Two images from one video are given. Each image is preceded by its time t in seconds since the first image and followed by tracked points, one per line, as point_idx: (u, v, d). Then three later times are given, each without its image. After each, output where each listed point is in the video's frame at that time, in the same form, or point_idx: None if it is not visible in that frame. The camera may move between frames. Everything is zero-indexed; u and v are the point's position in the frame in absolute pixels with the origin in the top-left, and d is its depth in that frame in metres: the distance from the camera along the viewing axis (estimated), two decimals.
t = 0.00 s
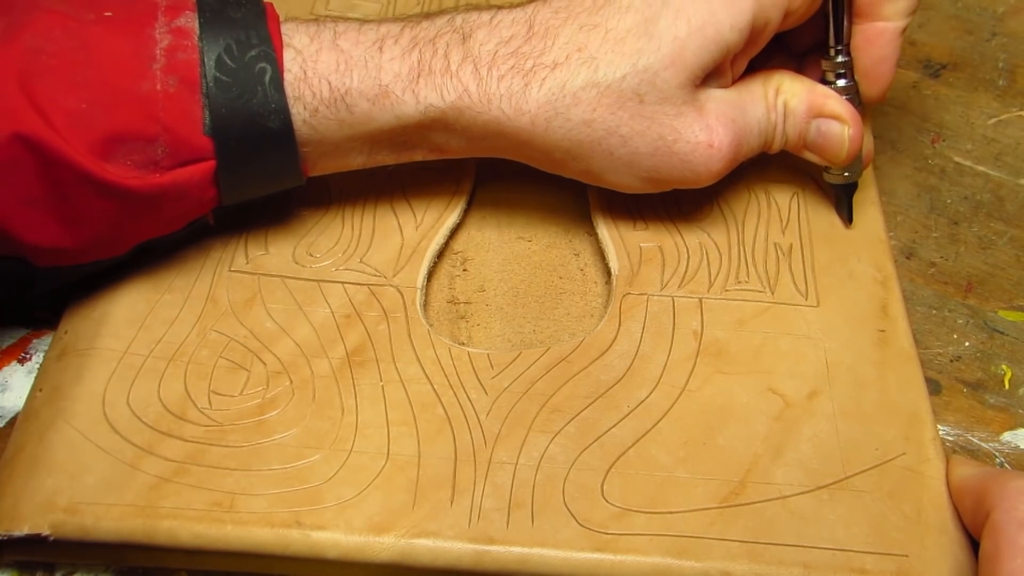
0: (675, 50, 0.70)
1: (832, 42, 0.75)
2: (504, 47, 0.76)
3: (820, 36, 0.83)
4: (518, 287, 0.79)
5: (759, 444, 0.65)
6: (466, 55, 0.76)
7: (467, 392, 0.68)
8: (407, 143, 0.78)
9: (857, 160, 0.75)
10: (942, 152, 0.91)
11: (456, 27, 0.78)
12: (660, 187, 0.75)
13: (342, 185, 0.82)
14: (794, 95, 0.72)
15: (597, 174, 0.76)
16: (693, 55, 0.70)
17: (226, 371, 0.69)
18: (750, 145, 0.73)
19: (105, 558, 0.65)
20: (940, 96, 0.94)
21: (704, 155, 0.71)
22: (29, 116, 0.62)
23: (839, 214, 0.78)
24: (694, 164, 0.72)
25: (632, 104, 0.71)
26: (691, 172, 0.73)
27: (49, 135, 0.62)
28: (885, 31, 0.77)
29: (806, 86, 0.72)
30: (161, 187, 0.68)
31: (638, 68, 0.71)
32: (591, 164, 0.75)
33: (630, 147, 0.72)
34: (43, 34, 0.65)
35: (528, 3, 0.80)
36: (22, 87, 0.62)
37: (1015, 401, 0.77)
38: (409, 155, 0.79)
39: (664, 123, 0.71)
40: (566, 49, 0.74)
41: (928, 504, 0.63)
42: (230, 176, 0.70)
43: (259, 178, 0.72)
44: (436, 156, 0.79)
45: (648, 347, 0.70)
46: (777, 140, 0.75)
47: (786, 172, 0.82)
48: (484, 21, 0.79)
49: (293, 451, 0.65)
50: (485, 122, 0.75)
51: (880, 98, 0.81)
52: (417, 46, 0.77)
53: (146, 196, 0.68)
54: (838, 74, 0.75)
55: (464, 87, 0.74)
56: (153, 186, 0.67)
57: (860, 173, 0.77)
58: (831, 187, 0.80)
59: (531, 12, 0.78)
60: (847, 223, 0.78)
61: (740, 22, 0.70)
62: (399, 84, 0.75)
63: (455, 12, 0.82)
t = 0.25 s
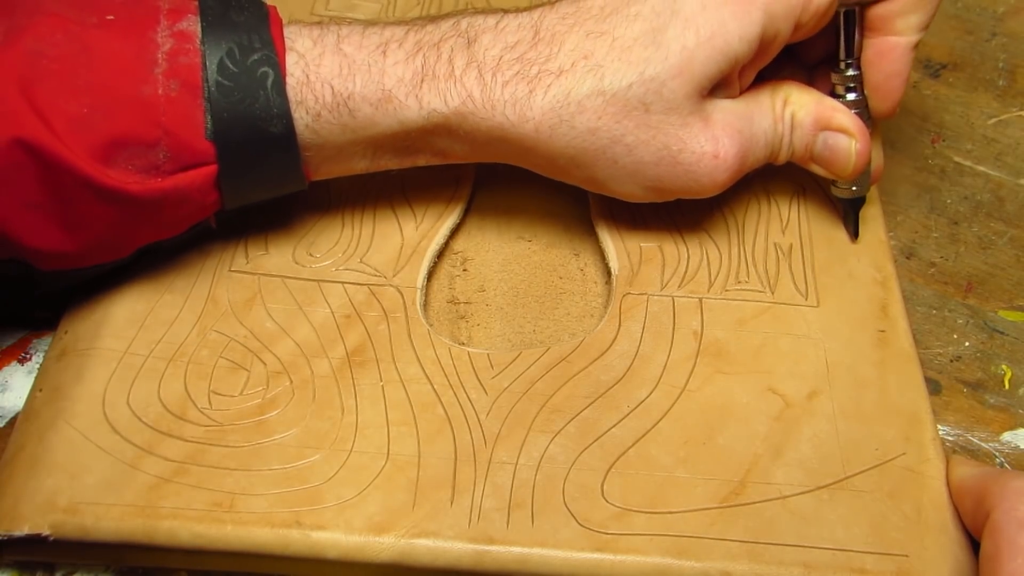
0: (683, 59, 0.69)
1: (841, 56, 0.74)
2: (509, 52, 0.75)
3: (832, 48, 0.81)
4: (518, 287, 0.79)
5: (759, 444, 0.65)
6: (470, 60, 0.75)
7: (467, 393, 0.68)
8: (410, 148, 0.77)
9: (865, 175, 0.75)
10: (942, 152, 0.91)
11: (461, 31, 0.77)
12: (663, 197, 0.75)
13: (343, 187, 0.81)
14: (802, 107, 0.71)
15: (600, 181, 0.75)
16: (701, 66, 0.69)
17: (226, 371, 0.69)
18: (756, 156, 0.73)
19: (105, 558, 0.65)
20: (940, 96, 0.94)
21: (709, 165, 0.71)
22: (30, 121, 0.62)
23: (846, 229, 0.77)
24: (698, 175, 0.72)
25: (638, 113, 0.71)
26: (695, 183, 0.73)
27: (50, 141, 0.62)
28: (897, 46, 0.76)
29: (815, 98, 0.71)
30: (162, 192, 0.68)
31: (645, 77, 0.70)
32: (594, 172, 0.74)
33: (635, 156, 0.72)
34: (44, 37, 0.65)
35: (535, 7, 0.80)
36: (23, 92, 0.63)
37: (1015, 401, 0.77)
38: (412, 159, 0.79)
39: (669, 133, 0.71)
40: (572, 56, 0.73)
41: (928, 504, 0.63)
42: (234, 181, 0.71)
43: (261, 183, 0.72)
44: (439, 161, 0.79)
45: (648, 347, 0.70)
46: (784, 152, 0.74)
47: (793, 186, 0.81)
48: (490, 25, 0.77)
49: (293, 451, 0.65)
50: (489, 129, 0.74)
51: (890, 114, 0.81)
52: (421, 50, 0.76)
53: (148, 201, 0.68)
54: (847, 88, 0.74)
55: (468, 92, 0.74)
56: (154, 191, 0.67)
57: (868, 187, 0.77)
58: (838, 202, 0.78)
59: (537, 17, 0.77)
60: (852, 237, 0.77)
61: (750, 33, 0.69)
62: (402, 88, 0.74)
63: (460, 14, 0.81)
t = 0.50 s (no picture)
0: (689, 70, 0.69)
1: (852, 70, 0.72)
2: (513, 56, 0.75)
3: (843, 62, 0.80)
4: (518, 287, 0.79)
5: (759, 444, 0.65)
6: (473, 64, 0.75)
7: (467, 392, 0.68)
8: (412, 152, 0.77)
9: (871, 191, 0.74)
10: (942, 152, 0.91)
11: (466, 35, 0.77)
12: (664, 207, 0.75)
13: (344, 190, 0.81)
14: (808, 120, 0.71)
15: (602, 189, 0.75)
16: (707, 77, 0.68)
17: (226, 371, 0.69)
18: (760, 168, 0.72)
19: (105, 558, 0.65)
20: (940, 96, 0.94)
21: (713, 177, 0.71)
22: (28, 124, 0.62)
23: (848, 245, 0.76)
24: (701, 185, 0.71)
25: (642, 122, 0.70)
26: (698, 194, 0.72)
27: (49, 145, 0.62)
28: (908, 62, 0.74)
29: (822, 112, 0.71)
30: (162, 196, 0.67)
31: (649, 86, 0.70)
32: (596, 180, 0.74)
33: (637, 165, 0.72)
34: (44, 40, 0.65)
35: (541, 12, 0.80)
36: (22, 95, 0.63)
37: (1015, 401, 0.77)
38: (415, 164, 0.79)
39: (673, 143, 0.70)
40: (577, 62, 0.73)
41: (928, 504, 0.63)
42: (233, 183, 0.70)
43: (263, 189, 0.72)
44: (441, 166, 0.79)
45: (648, 347, 0.70)
46: (788, 164, 0.73)
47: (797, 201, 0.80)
48: (494, 29, 0.77)
49: (293, 451, 0.65)
50: (491, 133, 0.74)
51: (899, 130, 0.79)
52: (424, 54, 0.76)
53: (148, 206, 0.67)
54: (856, 103, 0.73)
55: (471, 96, 0.73)
56: (154, 195, 0.67)
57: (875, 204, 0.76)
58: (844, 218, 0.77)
59: (542, 22, 0.77)
60: (856, 254, 0.76)
61: (758, 46, 0.68)
62: (404, 92, 0.74)
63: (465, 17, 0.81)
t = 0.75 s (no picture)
0: (694, 83, 0.68)
1: (862, 87, 0.71)
2: (516, 65, 0.74)
3: (853, 78, 0.78)
4: (518, 287, 0.79)
5: (759, 444, 0.65)
6: (475, 72, 0.74)
7: (467, 393, 0.68)
8: (414, 161, 0.77)
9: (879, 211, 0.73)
10: (942, 152, 0.90)
11: (468, 42, 0.76)
12: (666, 220, 0.74)
13: (344, 193, 0.81)
14: (816, 137, 0.70)
15: (604, 201, 0.74)
16: (713, 91, 0.68)
17: (226, 371, 0.69)
18: (766, 184, 0.71)
19: (105, 558, 0.65)
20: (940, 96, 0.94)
21: (716, 192, 0.70)
22: (25, 131, 0.62)
23: (854, 264, 0.75)
24: (704, 201, 0.71)
25: (645, 135, 0.69)
26: (700, 210, 0.72)
27: (47, 151, 0.62)
28: (920, 80, 0.71)
29: (830, 129, 0.70)
30: (160, 203, 0.67)
31: (654, 98, 0.69)
32: (598, 192, 0.73)
33: (640, 178, 0.71)
34: (43, 46, 0.65)
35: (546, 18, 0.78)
36: (20, 101, 0.62)
37: (1015, 401, 0.77)
38: (416, 172, 0.78)
39: (677, 156, 0.69)
40: (581, 72, 0.72)
41: (928, 504, 0.63)
42: (233, 190, 0.70)
43: (262, 197, 0.72)
44: (443, 174, 0.79)
45: (648, 347, 0.70)
46: (794, 180, 0.73)
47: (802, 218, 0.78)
48: (498, 36, 0.76)
49: (293, 451, 0.65)
50: (493, 142, 0.73)
51: (909, 148, 0.75)
52: (426, 61, 0.75)
53: (146, 213, 0.67)
54: (866, 120, 0.72)
55: (473, 105, 0.73)
56: (152, 203, 0.67)
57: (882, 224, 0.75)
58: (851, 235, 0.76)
59: (547, 30, 0.75)
60: (862, 273, 0.75)
61: (766, 60, 0.67)
62: (405, 100, 0.73)
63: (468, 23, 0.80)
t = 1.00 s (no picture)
0: (701, 103, 0.66)
1: (871, 108, 0.69)
2: (519, 82, 0.73)
3: (864, 100, 0.76)
4: (518, 287, 0.79)
5: (759, 445, 0.65)
6: (477, 88, 0.73)
7: (467, 393, 0.68)
8: (415, 177, 0.76)
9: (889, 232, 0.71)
10: (942, 152, 0.90)
11: (471, 57, 0.75)
12: (669, 241, 0.73)
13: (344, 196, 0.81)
14: (824, 159, 0.68)
15: (607, 222, 0.73)
16: (720, 112, 0.66)
17: (226, 371, 0.69)
18: (772, 207, 0.70)
19: (105, 558, 0.65)
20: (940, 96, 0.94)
21: (722, 215, 0.68)
22: (20, 143, 0.61)
23: (862, 288, 0.74)
24: (709, 224, 0.69)
25: (649, 155, 0.68)
26: (706, 232, 0.70)
27: (41, 164, 0.62)
28: (932, 103, 0.68)
29: (840, 151, 0.68)
30: (154, 218, 0.67)
31: (659, 118, 0.67)
32: (601, 212, 0.72)
33: (643, 199, 0.69)
34: (38, 56, 0.64)
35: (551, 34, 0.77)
36: (14, 113, 0.62)
37: (1015, 401, 0.77)
38: (416, 188, 0.77)
39: (682, 177, 0.68)
40: (585, 90, 0.70)
41: (928, 504, 0.63)
42: (230, 204, 0.70)
43: (259, 209, 0.71)
44: (444, 191, 0.77)
45: (649, 347, 0.70)
46: (803, 203, 0.71)
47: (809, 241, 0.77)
48: (501, 52, 0.75)
49: (293, 451, 0.65)
50: (494, 160, 0.72)
51: (920, 171, 0.72)
52: (427, 76, 0.74)
53: (140, 228, 0.67)
54: (875, 143, 0.69)
55: (474, 122, 0.71)
56: (144, 217, 0.67)
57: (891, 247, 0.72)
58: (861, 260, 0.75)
59: (552, 46, 0.74)
60: (869, 297, 0.73)
61: (775, 82, 0.65)
62: (405, 117, 0.72)
63: (472, 38, 0.79)
